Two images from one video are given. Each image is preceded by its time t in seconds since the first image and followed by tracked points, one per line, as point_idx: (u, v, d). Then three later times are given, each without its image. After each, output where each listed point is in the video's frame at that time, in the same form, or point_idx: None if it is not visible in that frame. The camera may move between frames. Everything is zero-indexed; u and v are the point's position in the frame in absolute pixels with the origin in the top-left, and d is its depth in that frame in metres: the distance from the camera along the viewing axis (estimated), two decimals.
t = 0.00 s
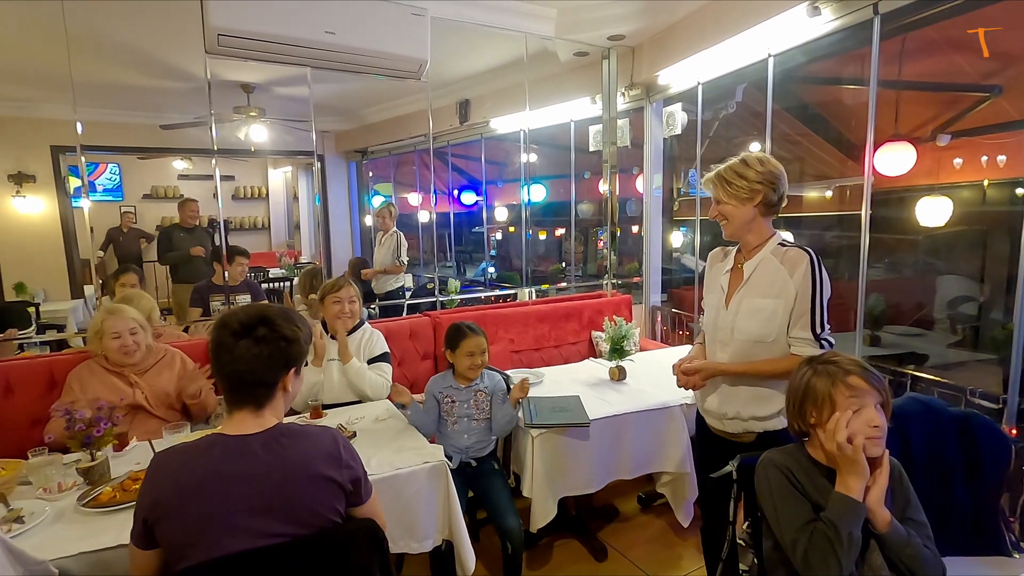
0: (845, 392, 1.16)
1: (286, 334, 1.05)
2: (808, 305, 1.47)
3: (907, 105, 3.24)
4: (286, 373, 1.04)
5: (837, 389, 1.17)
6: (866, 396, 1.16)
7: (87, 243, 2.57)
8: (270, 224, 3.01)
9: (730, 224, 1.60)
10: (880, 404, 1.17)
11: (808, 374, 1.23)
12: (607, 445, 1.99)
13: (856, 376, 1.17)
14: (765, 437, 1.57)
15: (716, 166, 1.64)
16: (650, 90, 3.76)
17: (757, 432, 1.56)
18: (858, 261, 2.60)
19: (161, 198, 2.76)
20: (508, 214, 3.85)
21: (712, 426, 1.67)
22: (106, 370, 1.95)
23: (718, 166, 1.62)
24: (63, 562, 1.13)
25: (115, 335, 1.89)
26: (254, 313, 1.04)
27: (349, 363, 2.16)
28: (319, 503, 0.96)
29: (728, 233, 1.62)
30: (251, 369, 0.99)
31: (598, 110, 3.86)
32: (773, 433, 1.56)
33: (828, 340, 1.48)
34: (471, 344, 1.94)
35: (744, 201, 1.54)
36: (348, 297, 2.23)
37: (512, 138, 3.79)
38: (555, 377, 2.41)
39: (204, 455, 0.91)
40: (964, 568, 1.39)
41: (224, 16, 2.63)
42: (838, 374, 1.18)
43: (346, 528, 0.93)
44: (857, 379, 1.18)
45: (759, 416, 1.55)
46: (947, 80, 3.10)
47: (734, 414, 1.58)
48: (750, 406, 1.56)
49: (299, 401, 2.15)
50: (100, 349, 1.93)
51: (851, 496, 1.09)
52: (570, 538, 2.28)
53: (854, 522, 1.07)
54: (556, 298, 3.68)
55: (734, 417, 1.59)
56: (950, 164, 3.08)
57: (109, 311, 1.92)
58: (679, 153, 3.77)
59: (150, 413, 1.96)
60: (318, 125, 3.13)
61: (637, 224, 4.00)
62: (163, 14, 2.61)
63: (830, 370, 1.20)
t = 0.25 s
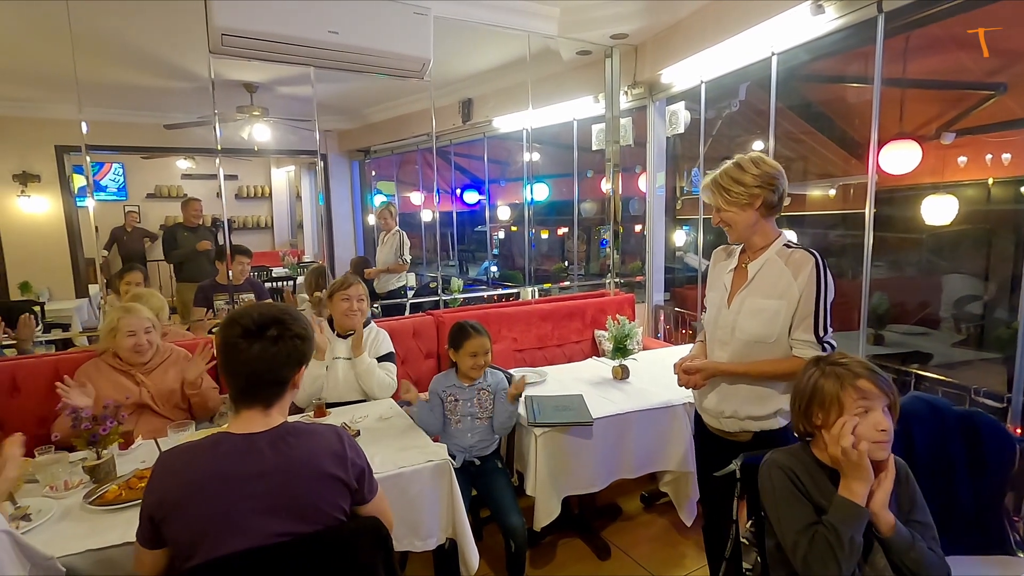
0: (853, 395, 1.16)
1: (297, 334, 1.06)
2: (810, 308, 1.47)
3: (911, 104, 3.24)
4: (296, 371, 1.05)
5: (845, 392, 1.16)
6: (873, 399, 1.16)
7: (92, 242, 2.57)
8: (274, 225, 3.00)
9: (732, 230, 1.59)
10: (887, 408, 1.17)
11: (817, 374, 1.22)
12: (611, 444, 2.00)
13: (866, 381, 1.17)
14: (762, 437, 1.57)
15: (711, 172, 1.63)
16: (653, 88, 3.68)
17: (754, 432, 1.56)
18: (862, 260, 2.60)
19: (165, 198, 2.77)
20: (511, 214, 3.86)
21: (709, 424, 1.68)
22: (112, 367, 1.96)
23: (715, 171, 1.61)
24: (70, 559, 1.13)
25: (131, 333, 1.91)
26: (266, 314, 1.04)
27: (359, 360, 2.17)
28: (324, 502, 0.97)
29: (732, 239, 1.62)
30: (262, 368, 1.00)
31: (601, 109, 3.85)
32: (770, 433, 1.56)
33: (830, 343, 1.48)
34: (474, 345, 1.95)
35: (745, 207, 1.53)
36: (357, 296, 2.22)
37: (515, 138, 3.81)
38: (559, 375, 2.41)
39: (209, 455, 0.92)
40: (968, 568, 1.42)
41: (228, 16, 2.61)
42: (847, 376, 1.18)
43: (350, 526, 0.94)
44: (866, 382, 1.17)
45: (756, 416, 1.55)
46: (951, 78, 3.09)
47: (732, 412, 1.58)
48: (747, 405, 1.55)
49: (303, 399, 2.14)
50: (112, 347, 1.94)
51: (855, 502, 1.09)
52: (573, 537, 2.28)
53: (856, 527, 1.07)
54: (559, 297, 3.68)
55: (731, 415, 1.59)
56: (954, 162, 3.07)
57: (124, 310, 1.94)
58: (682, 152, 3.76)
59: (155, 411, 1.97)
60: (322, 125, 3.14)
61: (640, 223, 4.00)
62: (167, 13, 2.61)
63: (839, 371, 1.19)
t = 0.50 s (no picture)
0: (854, 401, 1.16)
1: (297, 334, 1.07)
2: (804, 308, 1.48)
3: (912, 103, 3.24)
4: (297, 371, 1.06)
5: (846, 397, 1.17)
6: (875, 405, 1.16)
7: (93, 243, 2.59)
8: (276, 224, 3.04)
9: (729, 226, 1.59)
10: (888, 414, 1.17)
11: (818, 378, 1.22)
12: (611, 444, 2.00)
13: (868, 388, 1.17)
14: (755, 437, 1.57)
15: (713, 167, 1.64)
16: (653, 89, 3.69)
17: (747, 432, 1.57)
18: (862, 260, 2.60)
19: (167, 199, 2.77)
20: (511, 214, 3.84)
21: (703, 423, 1.69)
22: (115, 367, 1.97)
23: (717, 167, 1.61)
24: (72, 559, 1.14)
25: (133, 327, 1.91)
26: (266, 315, 1.05)
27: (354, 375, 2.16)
28: (324, 503, 0.98)
29: (728, 237, 1.61)
30: (262, 369, 1.00)
31: (601, 110, 3.85)
32: (762, 435, 1.56)
33: (822, 343, 1.49)
34: (476, 346, 1.95)
35: (745, 204, 1.53)
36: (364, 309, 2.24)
37: (515, 138, 3.80)
38: (559, 376, 2.41)
39: (210, 456, 0.92)
40: (967, 567, 1.43)
41: (229, 18, 2.62)
42: (848, 381, 1.18)
43: (351, 527, 0.94)
44: (867, 389, 1.17)
45: (750, 416, 1.55)
46: (951, 77, 3.09)
47: (726, 412, 1.59)
48: (741, 405, 1.56)
49: (301, 400, 2.16)
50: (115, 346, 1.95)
51: (855, 506, 1.09)
52: (574, 537, 2.28)
53: (857, 531, 1.07)
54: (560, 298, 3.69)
55: (724, 415, 1.60)
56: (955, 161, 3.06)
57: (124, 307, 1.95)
58: (682, 151, 3.76)
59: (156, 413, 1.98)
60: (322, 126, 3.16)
61: (641, 223, 4.00)
62: (168, 15, 2.62)
63: (840, 376, 1.20)
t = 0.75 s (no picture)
0: (853, 404, 1.16)
1: (297, 333, 1.08)
2: (799, 308, 1.48)
3: (913, 103, 3.24)
4: (296, 370, 1.06)
5: (846, 399, 1.17)
6: (876, 408, 1.16)
7: (94, 241, 2.59)
8: (277, 222, 3.04)
9: (728, 222, 1.59)
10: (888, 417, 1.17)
11: (819, 378, 1.23)
12: (610, 443, 2.00)
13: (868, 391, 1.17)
14: (754, 437, 1.57)
15: (715, 162, 1.64)
16: (654, 89, 3.71)
17: (745, 432, 1.57)
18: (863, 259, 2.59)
19: (168, 198, 2.78)
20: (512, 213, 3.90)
21: (701, 424, 1.68)
22: (115, 365, 1.98)
23: (720, 162, 1.61)
24: (71, 557, 1.14)
25: (131, 324, 1.92)
26: (267, 315, 1.06)
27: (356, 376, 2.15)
28: (324, 501, 0.98)
29: (725, 233, 1.61)
30: (261, 368, 1.00)
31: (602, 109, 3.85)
32: (761, 433, 1.57)
33: (818, 342, 1.50)
34: (475, 343, 1.95)
35: (746, 200, 1.53)
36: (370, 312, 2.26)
37: (516, 137, 3.81)
38: (558, 375, 2.42)
39: (210, 454, 0.93)
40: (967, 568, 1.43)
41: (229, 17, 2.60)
42: (848, 384, 1.18)
43: (349, 525, 0.94)
44: (868, 392, 1.17)
45: (748, 416, 1.55)
46: (951, 77, 3.09)
47: (723, 413, 1.59)
48: (739, 405, 1.56)
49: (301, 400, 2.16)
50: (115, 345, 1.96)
51: (853, 508, 1.09)
52: (573, 536, 2.29)
53: (853, 533, 1.07)
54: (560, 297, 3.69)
55: (721, 416, 1.60)
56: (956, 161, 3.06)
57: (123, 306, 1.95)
58: (683, 151, 3.76)
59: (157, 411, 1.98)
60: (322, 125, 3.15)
61: (641, 223, 4.00)
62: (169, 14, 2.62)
63: (840, 378, 1.20)
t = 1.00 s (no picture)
0: (852, 408, 1.17)
1: (299, 334, 1.08)
2: (798, 309, 1.48)
3: (915, 103, 3.23)
4: (298, 371, 1.07)
5: (844, 402, 1.17)
6: (875, 412, 1.16)
7: (97, 243, 2.60)
8: (280, 222, 3.05)
9: (724, 223, 1.59)
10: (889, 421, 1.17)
11: (820, 381, 1.23)
12: (611, 443, 2.00)
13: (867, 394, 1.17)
14: (755, 437, 1.57)
15: (711, 164, 1.64)
16: (655, 89, 3.70)
17: (746, 433, 1.57)
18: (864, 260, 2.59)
19: (172, 199, 2.78)
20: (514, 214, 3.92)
21: (701, 426, 1.68)
22: (117, 366, 1.99)
23: (717, 162, 1.60)
24: (73, 556, 1.15)
25: (129, 327, 1.93)
26: (270, 315, 1.06)
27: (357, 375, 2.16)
28: (325, 501, 0.98)
29: (721, 233, 1.62)
30: (263, 368, 1.01)
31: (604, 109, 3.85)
32: (762, 434, 1.57)
33: (818, 343, 1.49)
34: (477, 344, 1.95)
35: (742, 200, 1.53)
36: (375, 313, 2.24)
37: (518, 137, 3.82)
38: (559, 375, 2.42)
39: (212, 454, 0.93)
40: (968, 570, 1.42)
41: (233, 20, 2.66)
42: (847, 387, 1.18)
43: (350, 526, 0.95)
44: (867, 395, 1.17)
45: (749, 417, 1.55)
46: (953, 77, 3.08)
47: (724, 415, 1.59)
48: (739, 406, 1.56)
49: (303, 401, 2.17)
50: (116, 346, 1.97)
51: (850, 511, 1.09)
52: (574, 536, 2.29)
53: (849, 537, 1.08)
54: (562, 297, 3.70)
55: (722, 417, 1.60)
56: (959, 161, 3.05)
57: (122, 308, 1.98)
58: (684, 151, 3.75)
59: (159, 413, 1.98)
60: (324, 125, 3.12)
61: (643, 223, 4.00)
62: (171, 15, 2.63)
63: (841, 380, 1.20)
